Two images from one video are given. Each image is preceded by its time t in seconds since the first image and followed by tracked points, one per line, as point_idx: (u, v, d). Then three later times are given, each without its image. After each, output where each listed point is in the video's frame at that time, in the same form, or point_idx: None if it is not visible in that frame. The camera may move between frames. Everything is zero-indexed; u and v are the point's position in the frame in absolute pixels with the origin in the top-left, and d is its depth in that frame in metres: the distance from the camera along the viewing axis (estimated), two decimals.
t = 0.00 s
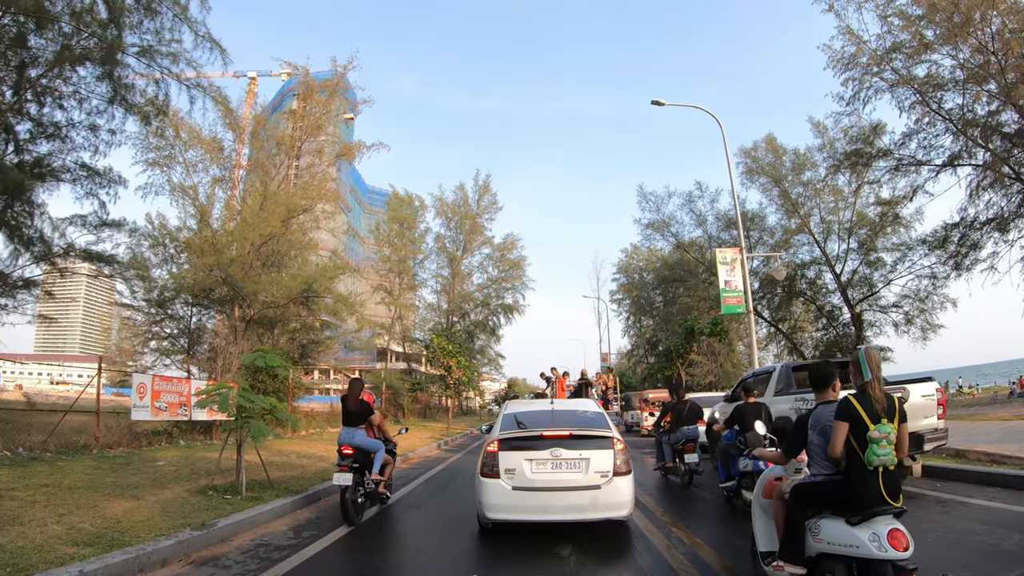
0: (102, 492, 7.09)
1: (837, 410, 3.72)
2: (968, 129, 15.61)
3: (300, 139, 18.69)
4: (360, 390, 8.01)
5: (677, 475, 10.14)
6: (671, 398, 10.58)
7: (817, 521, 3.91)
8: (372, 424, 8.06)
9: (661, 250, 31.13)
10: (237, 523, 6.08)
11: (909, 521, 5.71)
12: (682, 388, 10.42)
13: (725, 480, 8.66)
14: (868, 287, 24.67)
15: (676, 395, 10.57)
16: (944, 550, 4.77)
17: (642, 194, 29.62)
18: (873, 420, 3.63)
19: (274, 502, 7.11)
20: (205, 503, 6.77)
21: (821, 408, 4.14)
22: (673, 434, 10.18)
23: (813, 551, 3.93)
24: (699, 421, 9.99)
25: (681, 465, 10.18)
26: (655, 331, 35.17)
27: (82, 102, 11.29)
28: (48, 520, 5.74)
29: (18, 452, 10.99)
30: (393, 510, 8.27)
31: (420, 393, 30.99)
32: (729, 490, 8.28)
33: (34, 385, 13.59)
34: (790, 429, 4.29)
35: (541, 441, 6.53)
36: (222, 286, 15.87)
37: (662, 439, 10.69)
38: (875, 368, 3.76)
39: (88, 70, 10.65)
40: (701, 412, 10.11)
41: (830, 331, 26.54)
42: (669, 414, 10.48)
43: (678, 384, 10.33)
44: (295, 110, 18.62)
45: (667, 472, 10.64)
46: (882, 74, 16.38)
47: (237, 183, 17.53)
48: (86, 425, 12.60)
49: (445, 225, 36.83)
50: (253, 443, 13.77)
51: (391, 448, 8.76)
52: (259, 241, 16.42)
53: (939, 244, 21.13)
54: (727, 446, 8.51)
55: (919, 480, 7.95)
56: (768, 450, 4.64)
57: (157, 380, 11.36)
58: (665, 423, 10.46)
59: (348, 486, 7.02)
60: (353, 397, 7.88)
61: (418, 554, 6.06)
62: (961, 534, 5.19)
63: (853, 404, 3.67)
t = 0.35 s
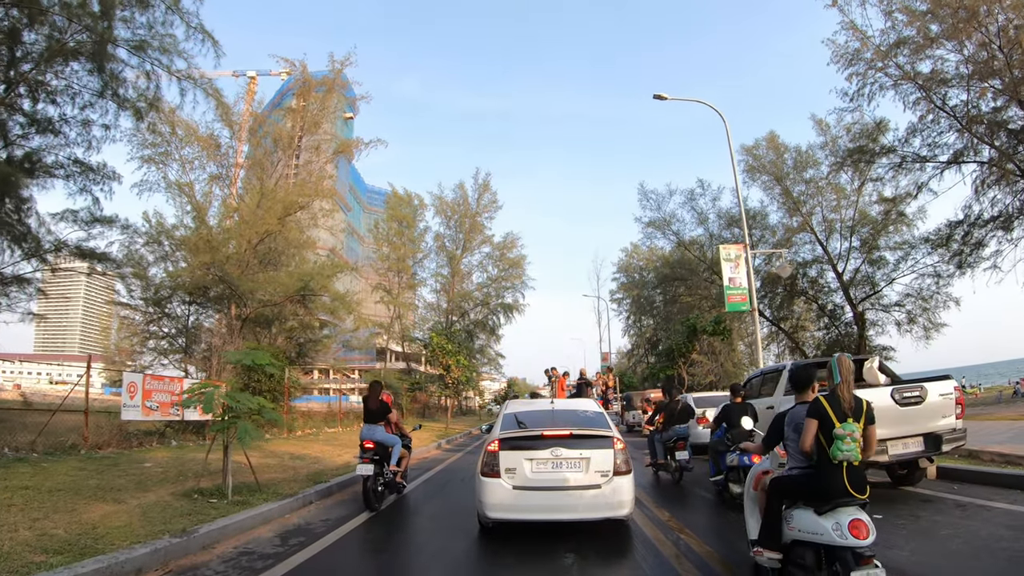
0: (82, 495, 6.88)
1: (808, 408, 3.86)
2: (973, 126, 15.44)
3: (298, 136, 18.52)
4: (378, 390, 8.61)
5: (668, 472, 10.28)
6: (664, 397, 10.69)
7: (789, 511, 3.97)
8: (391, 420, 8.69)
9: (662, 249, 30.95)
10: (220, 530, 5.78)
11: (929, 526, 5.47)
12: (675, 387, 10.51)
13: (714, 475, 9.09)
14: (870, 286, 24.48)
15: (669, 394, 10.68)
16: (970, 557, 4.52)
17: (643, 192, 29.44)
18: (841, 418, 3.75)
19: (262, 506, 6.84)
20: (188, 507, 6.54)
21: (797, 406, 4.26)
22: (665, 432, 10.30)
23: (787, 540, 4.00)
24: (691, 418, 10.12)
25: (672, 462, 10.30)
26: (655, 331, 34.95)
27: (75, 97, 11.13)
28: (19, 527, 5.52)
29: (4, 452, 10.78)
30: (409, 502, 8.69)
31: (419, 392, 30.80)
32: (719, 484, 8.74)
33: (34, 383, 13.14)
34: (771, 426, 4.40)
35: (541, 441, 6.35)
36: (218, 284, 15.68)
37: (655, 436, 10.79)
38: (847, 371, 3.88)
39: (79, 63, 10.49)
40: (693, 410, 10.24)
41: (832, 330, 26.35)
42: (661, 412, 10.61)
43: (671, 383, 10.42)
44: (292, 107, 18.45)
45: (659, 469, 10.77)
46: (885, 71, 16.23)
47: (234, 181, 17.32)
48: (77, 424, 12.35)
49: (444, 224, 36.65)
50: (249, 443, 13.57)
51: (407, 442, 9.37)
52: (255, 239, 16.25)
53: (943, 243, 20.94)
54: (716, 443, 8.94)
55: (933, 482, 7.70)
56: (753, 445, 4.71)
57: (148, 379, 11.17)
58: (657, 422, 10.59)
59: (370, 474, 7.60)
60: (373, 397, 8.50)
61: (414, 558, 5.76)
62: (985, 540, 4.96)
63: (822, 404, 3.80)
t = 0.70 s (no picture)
0: (63, 498, 6.71)
1: (788, 409, 4.47)
2: (979, 123, 15.30)
3: (294, 132, 18.34)
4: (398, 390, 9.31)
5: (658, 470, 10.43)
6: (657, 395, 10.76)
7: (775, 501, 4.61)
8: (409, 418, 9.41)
9: (662, 247, 30.76)
10: (203, 535, 5.57)
11: (950, 531, 5.29)
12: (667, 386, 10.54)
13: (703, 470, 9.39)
14: (872, 285, 24.31)
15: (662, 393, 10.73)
16: (996, 565, 4.34)
17: (644, 189, 29.29)
18: (817, 419, 4.36)
19: (249, 511, 6.63)
20: (171, 512, 6.36)
21: (781, 406, 4.89)
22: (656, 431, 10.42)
23: (773, 524, 4.63)
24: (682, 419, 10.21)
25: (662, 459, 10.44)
26: (656, 330, 34.73)
27: (68, 93, 10.96)
28: None
29: None
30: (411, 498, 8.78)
31: (418, 392, 30.62)
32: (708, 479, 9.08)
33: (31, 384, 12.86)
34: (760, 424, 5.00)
35: (541, 441, 6.19)
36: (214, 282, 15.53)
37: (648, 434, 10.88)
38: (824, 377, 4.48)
39: (72, 58, 10.34)
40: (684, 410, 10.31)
41: (834, 330, 26.16)
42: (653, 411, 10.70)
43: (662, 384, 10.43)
44: (290, 104, 18.29)
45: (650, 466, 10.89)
46: (889, 67, 16.09)
47: (232, 180, 17.33)
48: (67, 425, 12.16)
49: (443, 223, 36.47)
50: (245, 444, 13.43)
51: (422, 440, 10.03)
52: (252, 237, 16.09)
53: (947, 242, 20.77)
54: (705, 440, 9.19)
55: (948, 484, 7.52)
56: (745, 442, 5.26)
57: (139, 377, 10.97)
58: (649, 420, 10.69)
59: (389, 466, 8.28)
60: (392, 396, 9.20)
61: (407, 560, 5.53)
62: (1012, 547, 4.77)
63: (801, 407, 4.41)
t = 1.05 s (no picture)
0: (44, 502, 6.54)
1: (773, 410, 4.62)
2: (983, 119, 15.14)
3: (292, 130, 18.18)
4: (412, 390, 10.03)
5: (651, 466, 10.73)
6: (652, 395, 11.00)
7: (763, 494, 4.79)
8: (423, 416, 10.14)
9: (663, 246, 30.60)
10: (184, 542, 5.38)
11: (973, 536, 5.12)
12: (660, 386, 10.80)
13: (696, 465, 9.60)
14: (875, 284, 24.15)
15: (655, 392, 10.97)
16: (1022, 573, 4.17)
17: (645, 188, 29.14)
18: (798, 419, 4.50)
19: (235, 516, 6.44)
20: (153, 517, 6.18)
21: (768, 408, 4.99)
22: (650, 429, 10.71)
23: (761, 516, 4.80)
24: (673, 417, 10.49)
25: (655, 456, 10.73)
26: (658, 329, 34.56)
27: (62, 89, 10.80)
28: None
29: None
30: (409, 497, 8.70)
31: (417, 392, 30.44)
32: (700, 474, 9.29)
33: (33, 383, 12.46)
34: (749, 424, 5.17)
35: (541, 441, 6.03)
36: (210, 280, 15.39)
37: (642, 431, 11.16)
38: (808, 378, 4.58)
39: (65, 53, 10.18)
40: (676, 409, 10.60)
41: (835, 329, 25.97)
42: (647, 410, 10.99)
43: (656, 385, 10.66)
44: (288, 101, 18.14)
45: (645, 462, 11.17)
46: (893, 63, 15.93)
47: (229, 178, 17.16)
48: (54, 425, 11.99)
49: (443, 222, 36.32)
50: (240, 445, 13.28)
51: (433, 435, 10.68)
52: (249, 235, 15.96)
53: (951, 241, 20.59)
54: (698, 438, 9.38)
55: (964, 486, 7.36)
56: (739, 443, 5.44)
57: (129, 377, 10.76)
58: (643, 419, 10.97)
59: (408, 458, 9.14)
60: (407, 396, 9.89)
61: (396, 563, 5.31)
62: None
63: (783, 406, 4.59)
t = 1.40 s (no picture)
0: (23, 506, 6.37)
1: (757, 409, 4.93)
2: (987, 116, 14.99)
3: (289, 128, 18.02)
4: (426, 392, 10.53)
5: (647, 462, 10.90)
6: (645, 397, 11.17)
7: (746, 486, 5.05)
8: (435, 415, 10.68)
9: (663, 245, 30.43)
10: (163, 550, 5.16)
11: (999, 543, 4.94)
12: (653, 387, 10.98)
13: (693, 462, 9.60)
14: (877, 283, 23.99)
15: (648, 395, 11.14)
16: None
17: (645, 186, 28.98)
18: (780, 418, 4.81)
19: (220, 521, 6.25)
20: (132, 523, 5.99)
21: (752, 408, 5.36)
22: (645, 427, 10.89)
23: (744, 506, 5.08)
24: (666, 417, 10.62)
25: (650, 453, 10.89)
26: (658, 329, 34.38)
27: (55, 84, 10.64)
28: None
29: None
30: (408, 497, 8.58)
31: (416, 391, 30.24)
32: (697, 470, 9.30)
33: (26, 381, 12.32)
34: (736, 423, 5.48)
35: (541, 440, 5.86)
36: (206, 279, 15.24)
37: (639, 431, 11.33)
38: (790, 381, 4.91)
39: (58, 48, 10.02)
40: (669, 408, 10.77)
41: (837, 329, 25.80)
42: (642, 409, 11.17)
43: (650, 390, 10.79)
44: (285, 98, 17.98)
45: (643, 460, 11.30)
46: (896, 60, 15.77)
47: (226, 176, 17.02)
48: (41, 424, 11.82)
49: (442, 221, 36.15)
50: (235, 446, 13.11)
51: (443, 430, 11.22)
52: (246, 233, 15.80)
53: (954, 239, 20.42)
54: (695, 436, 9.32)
55: (982, 490, 7.17)
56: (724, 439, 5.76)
57: (119, 376, 10.57)
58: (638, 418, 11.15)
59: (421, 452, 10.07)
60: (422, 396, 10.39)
61: (384, 567, 5.12)
62: None
63: (766, 406, 4.87)
